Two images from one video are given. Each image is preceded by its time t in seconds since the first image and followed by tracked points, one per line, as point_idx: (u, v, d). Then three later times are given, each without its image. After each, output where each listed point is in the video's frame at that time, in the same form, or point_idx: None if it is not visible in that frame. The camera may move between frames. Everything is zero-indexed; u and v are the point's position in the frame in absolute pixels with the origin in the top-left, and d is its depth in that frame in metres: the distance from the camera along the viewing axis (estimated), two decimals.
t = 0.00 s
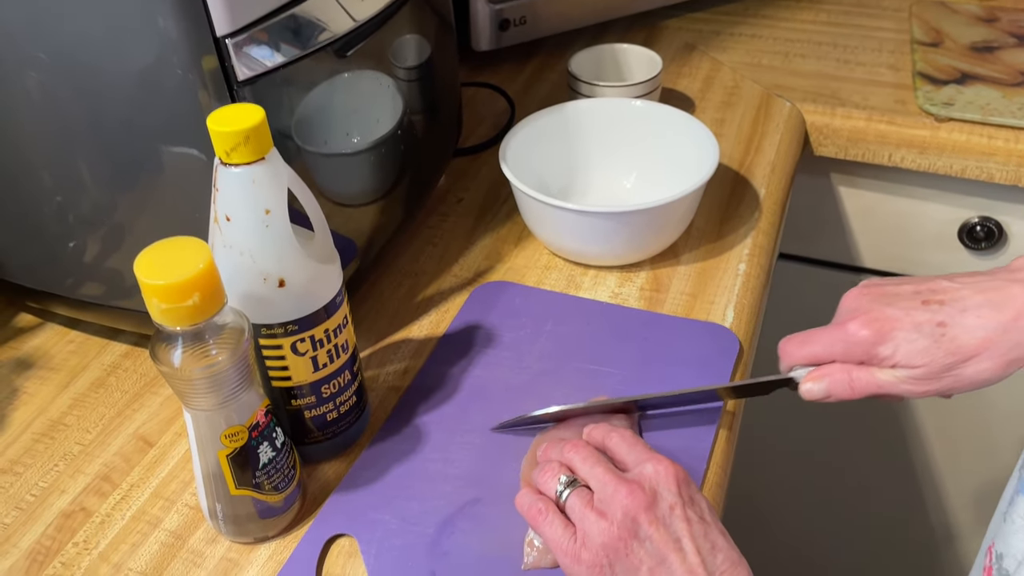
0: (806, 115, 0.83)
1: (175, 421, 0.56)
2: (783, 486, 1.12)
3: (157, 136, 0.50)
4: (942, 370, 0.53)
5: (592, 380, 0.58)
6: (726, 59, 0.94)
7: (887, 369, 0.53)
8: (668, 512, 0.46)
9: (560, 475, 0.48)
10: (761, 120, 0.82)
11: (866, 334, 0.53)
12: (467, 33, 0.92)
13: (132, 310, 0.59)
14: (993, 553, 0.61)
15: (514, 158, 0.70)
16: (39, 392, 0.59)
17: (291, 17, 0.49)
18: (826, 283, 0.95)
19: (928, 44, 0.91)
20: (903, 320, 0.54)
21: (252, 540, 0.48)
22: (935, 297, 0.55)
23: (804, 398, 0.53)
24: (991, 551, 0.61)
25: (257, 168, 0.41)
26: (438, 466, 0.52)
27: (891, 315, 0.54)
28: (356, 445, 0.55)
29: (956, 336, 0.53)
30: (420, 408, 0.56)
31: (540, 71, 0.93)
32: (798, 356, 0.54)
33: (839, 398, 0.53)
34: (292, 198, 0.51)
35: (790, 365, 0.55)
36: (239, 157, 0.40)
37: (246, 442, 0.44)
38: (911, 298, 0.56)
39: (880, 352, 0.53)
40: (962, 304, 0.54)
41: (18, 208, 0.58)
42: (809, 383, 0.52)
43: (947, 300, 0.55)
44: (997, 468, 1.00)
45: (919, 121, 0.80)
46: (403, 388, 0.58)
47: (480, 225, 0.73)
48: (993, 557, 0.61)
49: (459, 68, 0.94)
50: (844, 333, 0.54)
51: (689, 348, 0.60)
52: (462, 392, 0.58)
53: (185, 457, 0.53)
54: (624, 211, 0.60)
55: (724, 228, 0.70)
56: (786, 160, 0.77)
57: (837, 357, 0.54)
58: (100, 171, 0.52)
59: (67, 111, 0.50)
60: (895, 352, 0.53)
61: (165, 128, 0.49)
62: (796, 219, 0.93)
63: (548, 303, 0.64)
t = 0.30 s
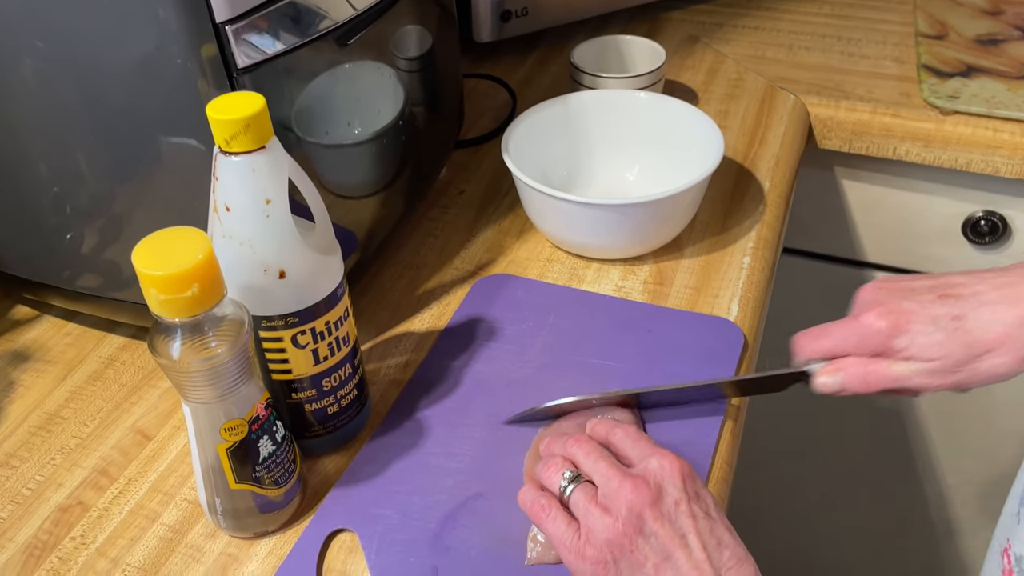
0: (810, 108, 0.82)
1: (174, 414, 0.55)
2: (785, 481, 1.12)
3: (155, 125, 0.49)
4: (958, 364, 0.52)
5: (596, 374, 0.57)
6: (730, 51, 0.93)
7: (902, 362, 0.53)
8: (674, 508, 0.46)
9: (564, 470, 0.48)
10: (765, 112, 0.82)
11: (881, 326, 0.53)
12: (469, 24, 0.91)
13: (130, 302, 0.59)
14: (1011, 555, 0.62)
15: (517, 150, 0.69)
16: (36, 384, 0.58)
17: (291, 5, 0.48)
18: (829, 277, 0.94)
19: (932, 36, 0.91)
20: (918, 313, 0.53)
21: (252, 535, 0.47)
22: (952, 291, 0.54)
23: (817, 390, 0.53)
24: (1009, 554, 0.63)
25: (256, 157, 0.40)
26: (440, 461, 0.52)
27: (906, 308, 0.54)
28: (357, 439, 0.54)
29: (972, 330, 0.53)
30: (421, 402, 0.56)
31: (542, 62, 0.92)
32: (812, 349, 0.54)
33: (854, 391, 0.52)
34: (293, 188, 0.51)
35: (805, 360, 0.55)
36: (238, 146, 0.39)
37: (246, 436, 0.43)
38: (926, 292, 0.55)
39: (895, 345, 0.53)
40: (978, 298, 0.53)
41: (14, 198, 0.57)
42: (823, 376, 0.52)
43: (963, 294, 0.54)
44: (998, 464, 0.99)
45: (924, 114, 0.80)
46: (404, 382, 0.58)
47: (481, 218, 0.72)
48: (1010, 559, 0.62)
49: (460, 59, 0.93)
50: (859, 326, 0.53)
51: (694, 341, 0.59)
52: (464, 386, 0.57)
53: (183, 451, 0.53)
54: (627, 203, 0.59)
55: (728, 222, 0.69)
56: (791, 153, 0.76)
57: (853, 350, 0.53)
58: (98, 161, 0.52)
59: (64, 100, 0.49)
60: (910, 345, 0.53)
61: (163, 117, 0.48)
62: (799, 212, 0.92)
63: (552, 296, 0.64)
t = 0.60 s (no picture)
0: (808, 111, 0.83)
1: (176, 416, 0.55)
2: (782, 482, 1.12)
3: (158, 129, 0.49)
4: (949, 341, 0.54)
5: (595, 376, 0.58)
6: (729, 54, 0.93)
7: (893, 341, 0.54)
8: (673, 513, 0.46)
9: (565, 475, 0.48)
10: (764, 116, 0.82)
11: (875, 306, 0.54)
12: (469, 27, 0.91)
13: (133, 304, 0.59)
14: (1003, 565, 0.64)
15: (517, 153, 0.69)
16: (39, 385, 0.59)
17: (295, 11, 0.49)
18: (827, 279, 0.95)
19: (931, 40, 0.91)
20: (913, 293, 0.55)
21: (254, 537, 0.48)
22: (945, 272, 0.57)
23: (807, 367, 0.53)
24: (1001, 564, 0.64)
25: (260, 164, 0.41)
26: (441, 463, 0.52)
27: (899, 288, 0.55)
28: (358, 441, 0.54)
29: (966, 309, 0.54)
30: (422, 405, 0.56)
31: (542, 65, 0.93)
32: (803, 328, 0.55)
33: (843, 367, 0.53)
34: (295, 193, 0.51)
35: (794, 339, 0.55)
36: (242, 153, 0.40)
37: (249, 439, 0.43)
38: (920, 273, 0.57)
39: (886, 323, 0.54)
40: (972, 281, 0.56)
41: (17, 201, 0.57)
42: (813, 352, 0.53)
43: (957, 276, 0.56)
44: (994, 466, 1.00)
45: (921, 118, 0.80)
46: (405, 384, 0.58)
47: (482, 221, 0.73)
48: (1003, 569, 0.64)
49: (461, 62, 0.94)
50: (854, 305, 0.55)
51: (693, 344, 0.60)
52: (464, 388, 0.57)
53: (186, 452, 0.53)
54: (627, 207, 0.60)
55: (727, 225, 0.70)
56: (789, 157, 0.77)
57: (844, 327, 0.54)
58: (102, 164, 0.52)
59: (68, 104, 0.50)
60: (902, 323, 0.54)
61: (167, 121, 0.49)
62: (798, 215, 0.92)
63: (552, 299, 0.64)
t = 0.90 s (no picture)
0: (806, 109, 0.83)
1: (172, 411, 0.55)
2: (779, 479, 1.13)
3: (154, 124, 0.49)
4: (957, 336, 0.52)
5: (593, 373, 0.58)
6: (727, 52, 0.93)
7: (901, 337, 0.53)
8: (671, 511, 0.46)
9: (562, 472, 0.48)
10: (761, 114, 0.82)
11: (880, 301, 0.53)
12: (467, 23, 0.91)
13: (129, 299, 0.59)
14: (994, 563, 0.65)
15: (515, 150, 0.69)
16: (35, 381, 0.59)
17: (292, 7, 0.49)
18: (824, 278, 0.95)
19: (928, 38, 0.91)
20: (917, 287, 0.53)
21: (250, 532, 0.48)
22: (950, 266, 0.55)
23: (814, 367, 0.53)
24: (993, 561, 0.65)
25: (256, 159, 0.40)
26: (437, 459, 0.52)
27: (905, 282, 0.54)
28: (354, 437, 0.54)
29: (973, 302, 0.53)
30: (418, 401, 0.56)
31: (540, 62, 0.93)
32: (806, 327, 0.54)
33: (850, 366, 0.52)
34: (292, 189, 0.51)
35: (799, 339, 0.55)
36: (238, 148, 0.40)
37: (245, 434, 0.43)
38: (925, 267, 0.55)
39: (893, 319, 0.52)
40: (978, 273, 0.54)
41: (13, 196, 0.57)
42: (817, 351, 0.52)
43: (961, 269, 0.55)
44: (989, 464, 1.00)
45: (919, 116, 0.80)
46: (402, 380, 0.58)
47: (479, 217, 0.73)
48: (994, 567, 0.65)
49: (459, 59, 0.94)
50: (858, 301, 0.53)
51: (689, 340, 0.60)
52: (461, 384, 0.57)
53: (182, 448, 0.53)
54: (624, 205, 0.60)
55: (724, 222, 0.70)
56: (787, 154, 0.77)
57: (849, 325, 0.53)
58: (98, 160, 0.52)
59: (64, 99, 0.49)
60: (909, 318, 0.52)
61: (164, 116, 0.49)
62: (795, 213, 0.92)
63: (549, 295, 0.64)
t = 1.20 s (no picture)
0: (800, 108, 0.83)
1: (166, 410, 0.56)
2: (773, 478, 1.13)
3: (147, 123, 0.49)
4: (942, 359, 0.53)
5: (585, 372, 0.58)
6: (722, 51, 0.94)
7: (889, 358, 0.54)
8: (660, 508, 0.46)
9: (551, 471, 0.48)
10: (755, 113, 0.82)
11: (868, 322, 0.54)
12: (462, 22, 0.91)
13: (123, 297, 0.59)
14: (976, 564, 0.65)
15: (509, 150, 0.70)
16: (29, 378, 0.59)
17: (285, 6, 0.49)
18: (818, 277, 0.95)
19: (923, 38, 0.91)
20: (905, 309, 0.55)
21: (242, 530, 0.48)
22: (938, 287, 0.56)
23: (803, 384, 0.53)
24: (976, 561, 0.66)
25: (248, 158, 0.41)
26: (429, 457, 0.53)
27: (894, 303, 0.55)
28: (347, 436, 0.55)
29: (961, 324, 0.54)
30: (411, 400, 0.56)
31: (535, 61, 0.93)
32: (796, 344, 0.55)
33: (839, 384, 0.53)
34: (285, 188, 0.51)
35: (790, 354, 0.56)
36: (231, 147, 0.40)
37: (236, 433, 0.43)
38: (913, 287, 0.56)
39: (880, 341, 0.54)
40: (965, 294, 0.55)
41: (7, 193, 0.57)
42: (808, 369, 0.53)
43: (950, 289, 0.56)
44: (981, 462, 1.00)
45: (913, 116, 0.80)
46: (395, 379, 0.58)
47: (473, 216, 0.73)
48: (976, 568, 0.65)
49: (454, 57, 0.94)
50: (847, 321, 0.54)
51: (681, 339, 0.60)
52: (454, 382, 0.58)
53: (175, 446, 0.53)
54: (616, 204, 0.60)
55: (717, 222, 0.70)
56: (780, 154, 0.77)
57: (838, 344, 0.54)
58: (91, 158, 0.52)
59: (57, 97, 0.50)
60: (896, 340, 0.54)
61: (156, 115, 0.49)
62: (790, 213, 0.93)
63: (541, 295, 0.65)
